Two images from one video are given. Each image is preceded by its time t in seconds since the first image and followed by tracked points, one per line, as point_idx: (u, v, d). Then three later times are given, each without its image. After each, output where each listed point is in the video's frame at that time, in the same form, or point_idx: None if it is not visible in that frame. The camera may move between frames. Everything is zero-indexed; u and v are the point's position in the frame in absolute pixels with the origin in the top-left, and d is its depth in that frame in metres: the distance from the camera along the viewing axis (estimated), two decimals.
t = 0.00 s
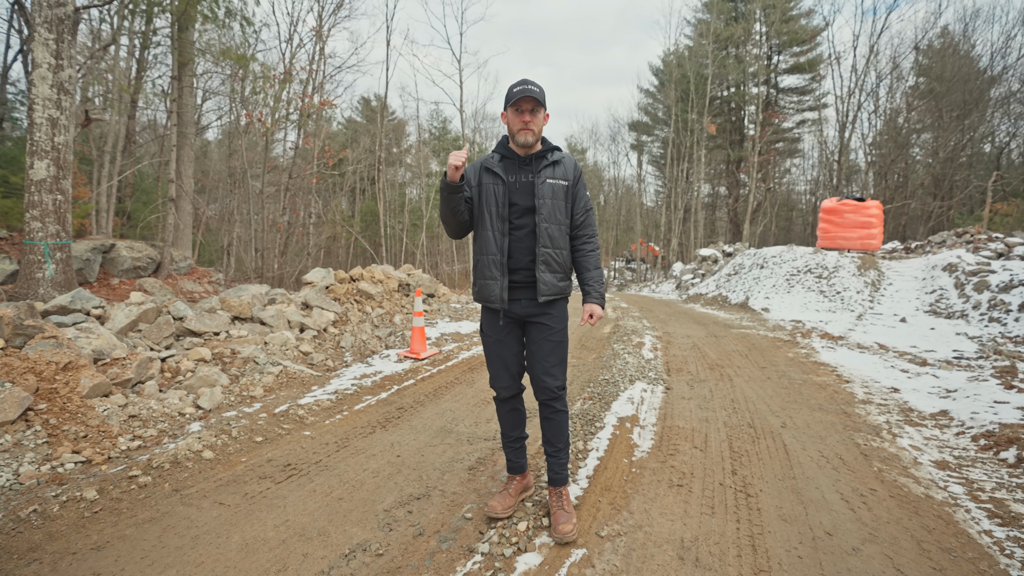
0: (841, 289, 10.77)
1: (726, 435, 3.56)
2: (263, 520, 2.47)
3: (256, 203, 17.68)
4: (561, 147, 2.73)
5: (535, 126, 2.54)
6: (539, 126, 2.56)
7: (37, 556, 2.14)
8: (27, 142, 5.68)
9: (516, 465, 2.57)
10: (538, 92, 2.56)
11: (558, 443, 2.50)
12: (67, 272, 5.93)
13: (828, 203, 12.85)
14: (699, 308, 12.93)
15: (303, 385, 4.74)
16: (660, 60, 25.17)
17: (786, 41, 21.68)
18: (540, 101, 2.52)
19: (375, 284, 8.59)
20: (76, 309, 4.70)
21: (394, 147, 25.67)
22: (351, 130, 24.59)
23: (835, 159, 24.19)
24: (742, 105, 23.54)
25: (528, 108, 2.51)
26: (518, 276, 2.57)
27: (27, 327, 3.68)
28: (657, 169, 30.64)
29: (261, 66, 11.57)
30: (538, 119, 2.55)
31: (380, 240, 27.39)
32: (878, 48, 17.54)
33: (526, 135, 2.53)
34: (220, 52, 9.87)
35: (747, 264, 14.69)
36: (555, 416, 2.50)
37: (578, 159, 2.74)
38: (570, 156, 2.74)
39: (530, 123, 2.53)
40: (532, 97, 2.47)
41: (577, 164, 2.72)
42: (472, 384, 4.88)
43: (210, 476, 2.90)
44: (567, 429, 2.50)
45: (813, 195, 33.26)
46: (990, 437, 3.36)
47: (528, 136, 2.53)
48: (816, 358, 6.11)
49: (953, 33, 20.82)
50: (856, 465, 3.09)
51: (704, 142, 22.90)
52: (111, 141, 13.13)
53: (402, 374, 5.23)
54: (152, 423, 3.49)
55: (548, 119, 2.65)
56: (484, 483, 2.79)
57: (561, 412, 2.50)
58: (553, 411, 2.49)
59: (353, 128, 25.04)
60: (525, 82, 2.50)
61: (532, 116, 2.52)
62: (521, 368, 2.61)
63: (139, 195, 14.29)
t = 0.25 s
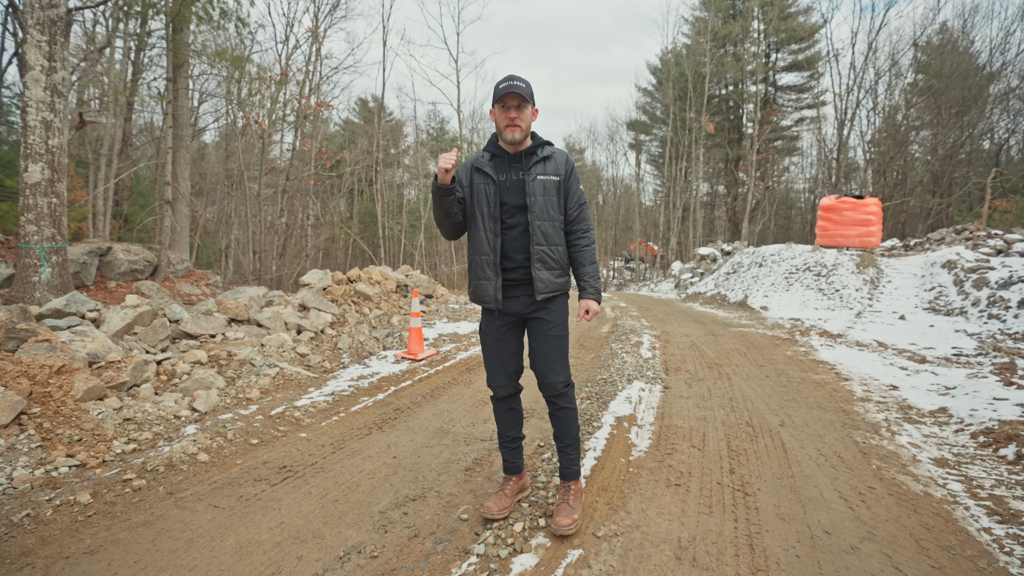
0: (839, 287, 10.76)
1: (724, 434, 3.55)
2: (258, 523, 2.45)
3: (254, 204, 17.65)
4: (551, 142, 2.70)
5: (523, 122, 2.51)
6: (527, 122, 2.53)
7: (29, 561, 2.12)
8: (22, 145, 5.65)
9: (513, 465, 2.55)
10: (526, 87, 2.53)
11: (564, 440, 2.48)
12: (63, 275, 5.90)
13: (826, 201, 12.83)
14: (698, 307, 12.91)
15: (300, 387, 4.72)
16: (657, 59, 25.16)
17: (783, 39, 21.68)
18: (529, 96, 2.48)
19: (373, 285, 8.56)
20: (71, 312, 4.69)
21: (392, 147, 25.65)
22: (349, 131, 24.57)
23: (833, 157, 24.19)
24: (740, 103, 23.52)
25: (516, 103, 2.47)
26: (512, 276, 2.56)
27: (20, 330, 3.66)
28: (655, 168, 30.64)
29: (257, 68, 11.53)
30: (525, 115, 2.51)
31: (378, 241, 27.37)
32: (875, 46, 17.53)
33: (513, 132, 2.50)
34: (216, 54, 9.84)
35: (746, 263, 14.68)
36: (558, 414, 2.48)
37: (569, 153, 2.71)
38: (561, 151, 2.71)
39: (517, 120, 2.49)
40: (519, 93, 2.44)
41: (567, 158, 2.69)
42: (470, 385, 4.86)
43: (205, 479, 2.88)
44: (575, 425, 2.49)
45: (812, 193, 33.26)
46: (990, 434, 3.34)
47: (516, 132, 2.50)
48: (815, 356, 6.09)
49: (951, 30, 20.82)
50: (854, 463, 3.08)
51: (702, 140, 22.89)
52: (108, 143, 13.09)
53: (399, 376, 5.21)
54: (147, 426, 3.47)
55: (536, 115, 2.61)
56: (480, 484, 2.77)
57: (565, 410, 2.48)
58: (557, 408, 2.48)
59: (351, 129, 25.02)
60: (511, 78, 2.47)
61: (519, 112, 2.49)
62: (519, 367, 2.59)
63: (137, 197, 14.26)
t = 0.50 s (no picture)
0: (844, 286, 10.67)
1: (726, 436, 3.50)
2: (253, 528, 2.42)
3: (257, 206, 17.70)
4: (551, 141, 2.64)
5: (517, 123, 2.49)
6: (521, 122, 2.50)
7: (22, 567, 2.10)
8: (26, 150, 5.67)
9: (511, 470, 2.51)
10: (520, 88, 2.51)
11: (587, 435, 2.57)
12: (67, 278, 5.91)
13: (830, 200, 12.73)
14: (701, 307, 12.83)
15: (300, 389, 4.70)
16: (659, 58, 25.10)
17: (786, 38, 21.57)
18: (522, 97, 2.47)
19: (374, 286, 8.55)
20: (73, 315, 4.70)
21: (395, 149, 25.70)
22: (351, 133, 24.64)
23: (837, 156, 24.04)
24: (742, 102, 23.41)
25: (510, 105, 2.46)
26: (511, 278, 2.55)
27: (19, 334, 3.66)
28: (658, 167, 30.55)
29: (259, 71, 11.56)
30: (519, 115, 2.49)
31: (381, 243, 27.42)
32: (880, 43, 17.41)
33: (508, 134, 2.48)
34: (219, 57, 9.85)
35: (750, 262, 14.60)
36: (576, 412, 2.53)
37: (570, 150, 2.63)
38: (561, 149, 2.64)
39: (510, 121, 2.48)
40: (511, 95, 2.43)
41: (568, 156, 2.61)
42: (470, 387, 4.83)
43: (202, 483, 2.86)
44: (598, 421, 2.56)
45: (816, 191, 33.09)
46: (998, 436, 3.28)
47: (510, 134, 2.48)
48: (819, 357, 6.02)
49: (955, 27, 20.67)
50: (859, 466, 3.02)
51: (705, 139, 22.79)
52: (112, 146, 13.16)
53: (399, 378, 5.18)
54: (146, 429, 3.46)
55: (532, 115, 2.59)
56: (478, 488, 2.74)
57: (583, 408, 2.52)
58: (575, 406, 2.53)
59: (354, 131, 25.08)
60: (504, 80, 2.46)
61: (513, 113, 2.47)
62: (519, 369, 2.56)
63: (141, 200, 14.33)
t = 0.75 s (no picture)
0: (846, 290, 10.62)
1: (725, 443, 3.46)
2: (244, 537, 2.40)
3: (258, 211, 17.73)
4: (563, 148, 2.62)
5: (526, 131, 2.48)
6: (531, 131, 2.50)
7: None
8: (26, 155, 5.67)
9: (506, 477, 2.48)
10: (530, 95, 2.50)
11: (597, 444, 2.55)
12: (67, 283, 5.91)
13: (831, 203, 12.69)
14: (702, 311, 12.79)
15: (296, 395, 4.68)
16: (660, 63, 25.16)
17: (787, 42, 21.60)
18: (532, 105, 2.46)
19: (374, 291, 8.54)
20: (70, 321, 4.69)
21: (397, 154, 25.78)
22: (353, 138, 24.74)
23: (839, 159, 24.01)
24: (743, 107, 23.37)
25: (520, 114, 2.46)
26: (517, 285, 2.56)
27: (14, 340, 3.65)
28: (659, 171, 30.55)
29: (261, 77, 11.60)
30: (529, 123, 2.49)
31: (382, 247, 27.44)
32: (880, 47, 17.41)
33: (517, 143, 2.49)
34: (220, 63, 9.87)
35: (750, 266, 14.57)
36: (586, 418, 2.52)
37: (581, 157, 2.59)
38: (573, 155, 2.61)
39: (519, 130, 2.48)
40: (520, 104, 2.42)
41: (579, 162, 2.57)
42: (468, 392, 4.80)
43: (195, 490, 2.84)
44: (609, 429, 2.55)
45: (817, 195, 33.05)
46: (1000, 442, 3.23)
47: (520, 143, 2.49)
48: (820, 361, 5.98)
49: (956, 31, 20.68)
50: (859, 473, 2.98)
51: (706, 144, 22.78)
52: (114, 152, 13.20)
53: (397, 383, 5.16)
54: (140, 436, 3.44)
55: (544, 122, 2.57)
56: (473, 496, 2.71)
57: (595, 415, 2.51)
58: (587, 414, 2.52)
59: (355, 136, 25.19)
60: (514, 89, 2.47)
61: (522, 122, 2.47)
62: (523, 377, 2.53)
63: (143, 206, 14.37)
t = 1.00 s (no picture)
0: (845, 294, 10.61)
1: (720, 448, 3.44)
2: (232, 542, 2.38)
3: (259, 213, 17.74)
4: (591, 160, 2.62)
5: (555, 142, 2.47)
6: (561, 142, 2.50)
7: None
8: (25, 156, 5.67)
9: (499, 483, 2.44)
10: (562, 107, 2.50)
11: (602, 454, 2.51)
12: (63, 285, 5.89)
13: (831, 208, 12.69)
14: (701, 315, 12.78)
15: (291, 398, 4.66)
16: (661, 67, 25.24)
17: (787, 47, 21.66)
18: (563, 118, 2.46)
19: (372, 294, 8.52)
20: (64, 323, 4.68)
21: (398, 157, 25.82)
22: (354, 141, 24.79)
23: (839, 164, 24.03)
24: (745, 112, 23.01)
25: (551, 124, 2.45)
26: (537, 293, 2.55)
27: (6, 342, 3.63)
28: (660, 175, 30.58)
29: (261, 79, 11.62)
30: (559, 135, 2.48)
31: (382, 250, 27.44)
32: (880, 52, 17.45)
33: (546, 153, 2.48)
34: (220, 66, 9.87)
35: (750, 270, 14.55)
36: (593, 427, 2.51)
37: (607, 169, 2.59)
38: (601, 168, 2.61)
39: (550, 140, 2.47)
40: (552, 116, 2.42)
41: (606, 175, 2.57)
42: (463, 396, 4.78)
43: (185, 495, 2.82)
44: (615, 441, 2.52)
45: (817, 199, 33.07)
46: (996, 449, 3.21)
47: (549, 153, 2.47)
48: (818, 366, 5.96)
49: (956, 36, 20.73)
50: (854, 480, 2.96)
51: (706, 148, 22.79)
52: (114, 153, 13.21)
53: (393, 387, 5.14)
54: (132, 439, 3.43)
55: (574, 135, 2.57)
56: (464, 501, 2.69)
57: (601, 425, 2.50)
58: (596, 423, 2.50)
59: (356, 139, 25.24)
60: (546, 100, 2.47)
61: (552, 133, 2.46)
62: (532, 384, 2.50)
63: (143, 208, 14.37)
